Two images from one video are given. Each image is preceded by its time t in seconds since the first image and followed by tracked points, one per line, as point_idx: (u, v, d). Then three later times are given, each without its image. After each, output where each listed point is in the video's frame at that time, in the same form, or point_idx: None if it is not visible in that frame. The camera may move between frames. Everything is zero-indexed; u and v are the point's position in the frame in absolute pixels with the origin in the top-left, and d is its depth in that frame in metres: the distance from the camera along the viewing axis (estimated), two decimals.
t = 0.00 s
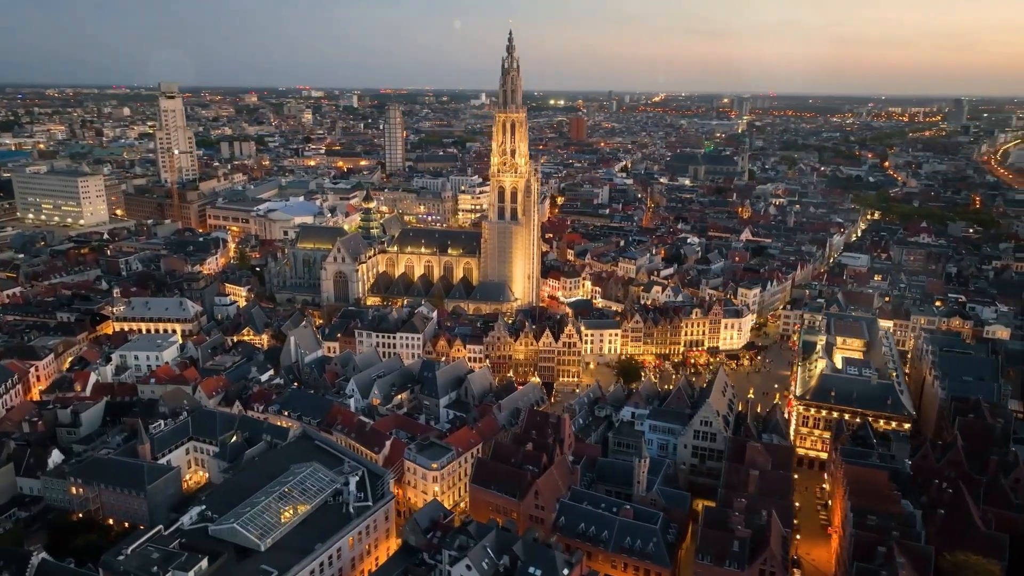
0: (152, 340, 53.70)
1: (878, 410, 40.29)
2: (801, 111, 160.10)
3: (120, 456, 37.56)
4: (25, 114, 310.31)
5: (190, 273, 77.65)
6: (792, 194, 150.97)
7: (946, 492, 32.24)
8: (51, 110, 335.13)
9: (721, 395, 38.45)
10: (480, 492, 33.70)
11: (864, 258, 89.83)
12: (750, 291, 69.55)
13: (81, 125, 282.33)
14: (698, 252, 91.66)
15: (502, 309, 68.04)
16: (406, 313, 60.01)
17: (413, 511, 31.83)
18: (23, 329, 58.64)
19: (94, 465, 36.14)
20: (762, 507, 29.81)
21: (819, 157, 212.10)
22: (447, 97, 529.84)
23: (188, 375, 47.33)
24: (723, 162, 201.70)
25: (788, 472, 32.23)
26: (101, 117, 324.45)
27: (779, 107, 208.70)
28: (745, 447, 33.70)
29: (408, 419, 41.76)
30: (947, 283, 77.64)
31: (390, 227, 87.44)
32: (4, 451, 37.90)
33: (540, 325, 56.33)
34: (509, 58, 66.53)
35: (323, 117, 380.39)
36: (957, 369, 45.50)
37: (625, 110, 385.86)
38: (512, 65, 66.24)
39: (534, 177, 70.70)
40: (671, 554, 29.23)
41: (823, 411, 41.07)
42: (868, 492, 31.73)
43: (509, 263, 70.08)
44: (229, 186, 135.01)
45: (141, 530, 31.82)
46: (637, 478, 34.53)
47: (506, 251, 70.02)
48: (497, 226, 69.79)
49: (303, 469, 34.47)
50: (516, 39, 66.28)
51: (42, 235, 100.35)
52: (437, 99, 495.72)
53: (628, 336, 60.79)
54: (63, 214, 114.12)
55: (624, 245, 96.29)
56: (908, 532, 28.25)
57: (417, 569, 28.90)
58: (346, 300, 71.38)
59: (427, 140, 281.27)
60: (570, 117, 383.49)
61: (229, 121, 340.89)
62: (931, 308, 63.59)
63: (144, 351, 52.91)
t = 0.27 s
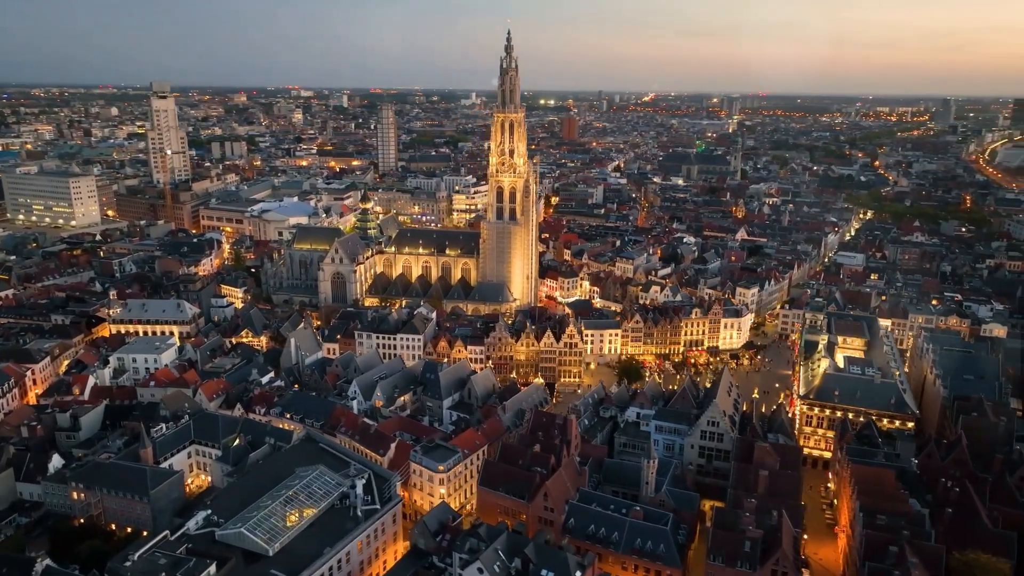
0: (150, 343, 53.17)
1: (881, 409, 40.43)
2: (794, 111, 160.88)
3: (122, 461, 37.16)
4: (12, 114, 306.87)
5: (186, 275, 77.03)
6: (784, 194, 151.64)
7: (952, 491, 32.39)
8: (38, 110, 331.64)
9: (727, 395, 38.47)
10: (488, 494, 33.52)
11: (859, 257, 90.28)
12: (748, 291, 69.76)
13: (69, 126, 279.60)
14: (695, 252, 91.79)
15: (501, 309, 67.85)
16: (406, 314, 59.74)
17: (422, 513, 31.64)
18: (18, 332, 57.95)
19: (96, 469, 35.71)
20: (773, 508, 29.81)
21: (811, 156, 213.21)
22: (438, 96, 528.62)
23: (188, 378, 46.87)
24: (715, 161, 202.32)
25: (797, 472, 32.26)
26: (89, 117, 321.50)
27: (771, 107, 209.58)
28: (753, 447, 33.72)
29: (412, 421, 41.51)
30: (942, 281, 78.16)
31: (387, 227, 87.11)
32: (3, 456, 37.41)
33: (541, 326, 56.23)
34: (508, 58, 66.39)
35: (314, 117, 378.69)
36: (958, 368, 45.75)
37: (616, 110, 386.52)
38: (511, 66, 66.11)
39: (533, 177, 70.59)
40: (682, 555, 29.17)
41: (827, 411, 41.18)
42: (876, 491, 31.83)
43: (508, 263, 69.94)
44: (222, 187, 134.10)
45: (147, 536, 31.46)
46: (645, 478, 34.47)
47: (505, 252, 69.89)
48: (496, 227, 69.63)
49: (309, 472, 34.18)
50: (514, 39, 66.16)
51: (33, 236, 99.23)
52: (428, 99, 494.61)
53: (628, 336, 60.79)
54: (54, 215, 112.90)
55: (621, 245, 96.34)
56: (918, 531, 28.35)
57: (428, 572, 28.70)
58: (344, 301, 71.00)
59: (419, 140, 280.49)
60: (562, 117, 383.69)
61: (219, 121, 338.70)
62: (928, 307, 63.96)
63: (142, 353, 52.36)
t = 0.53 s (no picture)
0: (147, 345, 52.60)
1: (884, 408, 40.62)
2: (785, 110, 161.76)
3: (123, 465, 36.71)
4: None
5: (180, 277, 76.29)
6: (776, 194, 152.35)
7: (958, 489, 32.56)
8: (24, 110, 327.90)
9: (731, 395, 38.54)
10: (496, 496, 33.38)
11: (853, 256, 90.79)
12: (745, 290, 70.01)
13: (56, 126, 276.52)
14: (690, 251, 91.96)
15: (499, 310, 67.67)
16: (405, 315, 59.44)
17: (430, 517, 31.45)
18: (11, 335, 57.18)
19: (96, 475, 35.24)
20: (781, 508, 29.84)
21: (800, 156, 214.43)
22: (427, 96, 527.19)
23: (187, 381, 46.38)
24: (707, 161, 202.97)
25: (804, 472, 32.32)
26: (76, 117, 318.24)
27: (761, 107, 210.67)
28: (760, 447, 33.81)
29: (414, 423, 41.29)
30: (935, 280, 78.72)
31: (382, 228, 86.73)
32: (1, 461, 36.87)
33: (541, 326, 56.12)
34: (505, 58, 66.23)
35: (304, 117, 376.79)
36: (957, 367, 46.04)
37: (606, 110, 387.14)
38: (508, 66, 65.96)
39: (530, 178, 70.44)
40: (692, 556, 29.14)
41: (830, 410, 41.33)
42: (882, 490, 31.96)
43: (505, 264, 69.81)
44: (213, 188, 133.08)
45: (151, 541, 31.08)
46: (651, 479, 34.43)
47: (502, 252, 69.74)
48: (493, 227, 69.47)
49: (314, 475, 33.87)
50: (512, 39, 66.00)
51: (22, 238, 97.96)
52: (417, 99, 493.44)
53: (627, 336, 60.79)
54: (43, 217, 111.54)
55: (616, 245, 96.43)
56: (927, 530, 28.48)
57: None
58: (340, 302, 70.60)
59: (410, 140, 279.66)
60: (552, 117, 383.84)
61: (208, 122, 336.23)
62: (924, 306, 64.39)
63: (138, 357, 51.77)
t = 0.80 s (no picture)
0: (144, 348, 52.05)
1: (886, 407, 40.84)
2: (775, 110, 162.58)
3: (124, 470, 36.28)
4: None
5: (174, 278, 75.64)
6: (767, 193, 153.11)
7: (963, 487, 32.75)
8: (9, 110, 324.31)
9: (735, 395, 38.61)
10: (503, 498, 33.34)
11: (846, 255, 91.28)
12: (742, 289, 70.23)
13: (42, 126, 273.49)
14: (685, 251, 92.18)
15: (496, 311, 67.53)
16: (403, 316, 59.21)
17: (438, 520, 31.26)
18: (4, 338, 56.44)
19: (97, 480, 34.77)
20: (790, 508, 29.86)
21: (790, 155, 215.69)
22: (417, 96, 526.04)
23: (186, 384, 45.92)
24: (698, 161, 203.64)
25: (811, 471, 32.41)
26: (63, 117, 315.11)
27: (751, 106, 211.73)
28: (766, 447, 33.91)
29: (418, 425, 41.10)
30: (928, 278, 79.30)
31: (378, 229, 86.36)
32: None
33: (541, 327, 56.04)
34: (502, 58, 66.09)
35: (293, 117, 374.96)
36: (957, 365, 46.34)
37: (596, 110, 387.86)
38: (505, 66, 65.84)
39: (527, 178, 70.32)
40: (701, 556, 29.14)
41: (832, 409, 41.51)
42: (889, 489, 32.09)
43: (503, 264, 69.69)
44: (204, 188, 132.14)
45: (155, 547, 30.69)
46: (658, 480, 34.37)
47: (500, 253, 69.62)
48: (490, 228, 69.33)
49: (319, 479, 33.58)
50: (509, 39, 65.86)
51: (12, 239, 96.77)
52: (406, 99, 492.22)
53: (626, 336, 60.81)
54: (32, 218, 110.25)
55: (611, 245, 96.50)
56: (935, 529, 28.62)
57: None
58: (337, 303, 70.24)
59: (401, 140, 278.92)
60: (543, 117, 384.00)
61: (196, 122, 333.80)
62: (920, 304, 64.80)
63: (135, 360, 51.19)
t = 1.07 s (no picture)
0: (140, 351, 51.47)
1: (888, 406, 41.08)
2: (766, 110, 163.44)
3: (125, 474, 35.83)
4: None
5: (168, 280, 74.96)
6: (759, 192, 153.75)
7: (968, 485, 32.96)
8: None
9: (740, 394, 38.66)
10: (510, 500, 33.18)
11: (840, 254, 91.74)
12: (738, 289, 70.41)
13: (28, 126, 270.45)
14: (681, 251, 92.35)
15: (494, 312, 67.40)
16: (402, 318, 58.95)
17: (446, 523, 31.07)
18: None
19: (98, 485, 34.31)
20: (799, 508, 29.90)
21: (780, 155, 216.89)
22: (407, 96, 524.74)
23: (185, 387, 45.44)
24: (690, 160, 204.26)
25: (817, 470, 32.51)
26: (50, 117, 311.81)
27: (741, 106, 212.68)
28: (772, 446, 33.93)
29: (421, 427, 40.88)
30: (922, 277, 79.80)
31: (374, 229, 85.97)
32: None
33: (541, 327, 55.99)
34: (499, 58, 65.95)
35: (283, 117, 372.93)
36: (956, 363, 46.66)
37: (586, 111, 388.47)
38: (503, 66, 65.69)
39: (525, 178, 70.20)
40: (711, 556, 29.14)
41: (834, 408, 41.71)
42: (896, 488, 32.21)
43: (500, 265, 69.56)
44: (196, 189, 131.17)
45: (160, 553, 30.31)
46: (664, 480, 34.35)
47: (497, 253, 69.48)
48: (488, 228, 69.16)
49: (325, 482, 33.31)
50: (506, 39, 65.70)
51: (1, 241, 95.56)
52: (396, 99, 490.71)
53: (625, 336, 60.81)
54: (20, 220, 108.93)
55: (606, 245, 96.55)
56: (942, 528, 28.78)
57: None
58: (334, 305, 69.86)
59: (392, 140, 278.11)
60: (533, 117, 384.08)
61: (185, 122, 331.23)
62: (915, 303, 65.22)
63: (131, 362, 50.59)
